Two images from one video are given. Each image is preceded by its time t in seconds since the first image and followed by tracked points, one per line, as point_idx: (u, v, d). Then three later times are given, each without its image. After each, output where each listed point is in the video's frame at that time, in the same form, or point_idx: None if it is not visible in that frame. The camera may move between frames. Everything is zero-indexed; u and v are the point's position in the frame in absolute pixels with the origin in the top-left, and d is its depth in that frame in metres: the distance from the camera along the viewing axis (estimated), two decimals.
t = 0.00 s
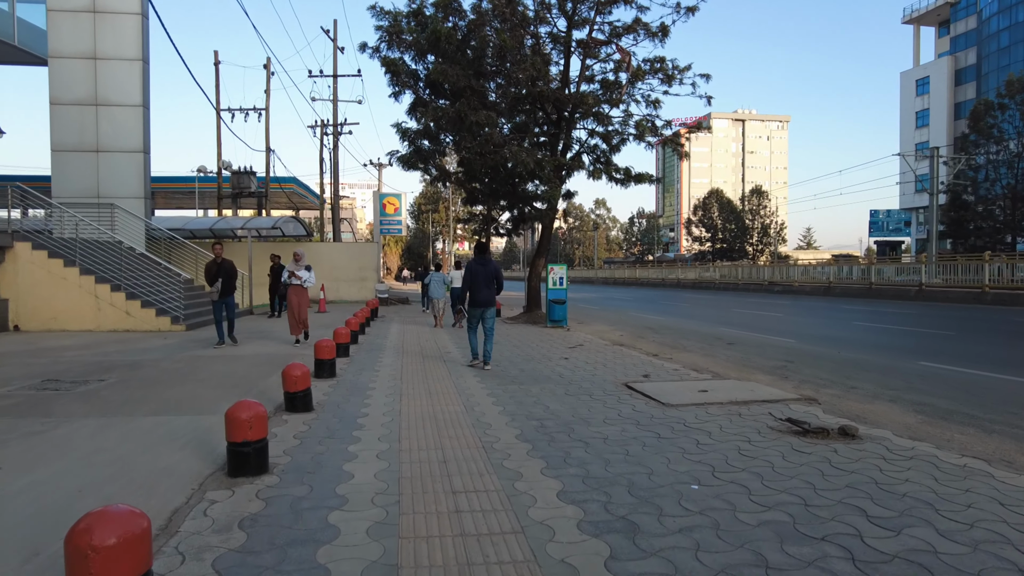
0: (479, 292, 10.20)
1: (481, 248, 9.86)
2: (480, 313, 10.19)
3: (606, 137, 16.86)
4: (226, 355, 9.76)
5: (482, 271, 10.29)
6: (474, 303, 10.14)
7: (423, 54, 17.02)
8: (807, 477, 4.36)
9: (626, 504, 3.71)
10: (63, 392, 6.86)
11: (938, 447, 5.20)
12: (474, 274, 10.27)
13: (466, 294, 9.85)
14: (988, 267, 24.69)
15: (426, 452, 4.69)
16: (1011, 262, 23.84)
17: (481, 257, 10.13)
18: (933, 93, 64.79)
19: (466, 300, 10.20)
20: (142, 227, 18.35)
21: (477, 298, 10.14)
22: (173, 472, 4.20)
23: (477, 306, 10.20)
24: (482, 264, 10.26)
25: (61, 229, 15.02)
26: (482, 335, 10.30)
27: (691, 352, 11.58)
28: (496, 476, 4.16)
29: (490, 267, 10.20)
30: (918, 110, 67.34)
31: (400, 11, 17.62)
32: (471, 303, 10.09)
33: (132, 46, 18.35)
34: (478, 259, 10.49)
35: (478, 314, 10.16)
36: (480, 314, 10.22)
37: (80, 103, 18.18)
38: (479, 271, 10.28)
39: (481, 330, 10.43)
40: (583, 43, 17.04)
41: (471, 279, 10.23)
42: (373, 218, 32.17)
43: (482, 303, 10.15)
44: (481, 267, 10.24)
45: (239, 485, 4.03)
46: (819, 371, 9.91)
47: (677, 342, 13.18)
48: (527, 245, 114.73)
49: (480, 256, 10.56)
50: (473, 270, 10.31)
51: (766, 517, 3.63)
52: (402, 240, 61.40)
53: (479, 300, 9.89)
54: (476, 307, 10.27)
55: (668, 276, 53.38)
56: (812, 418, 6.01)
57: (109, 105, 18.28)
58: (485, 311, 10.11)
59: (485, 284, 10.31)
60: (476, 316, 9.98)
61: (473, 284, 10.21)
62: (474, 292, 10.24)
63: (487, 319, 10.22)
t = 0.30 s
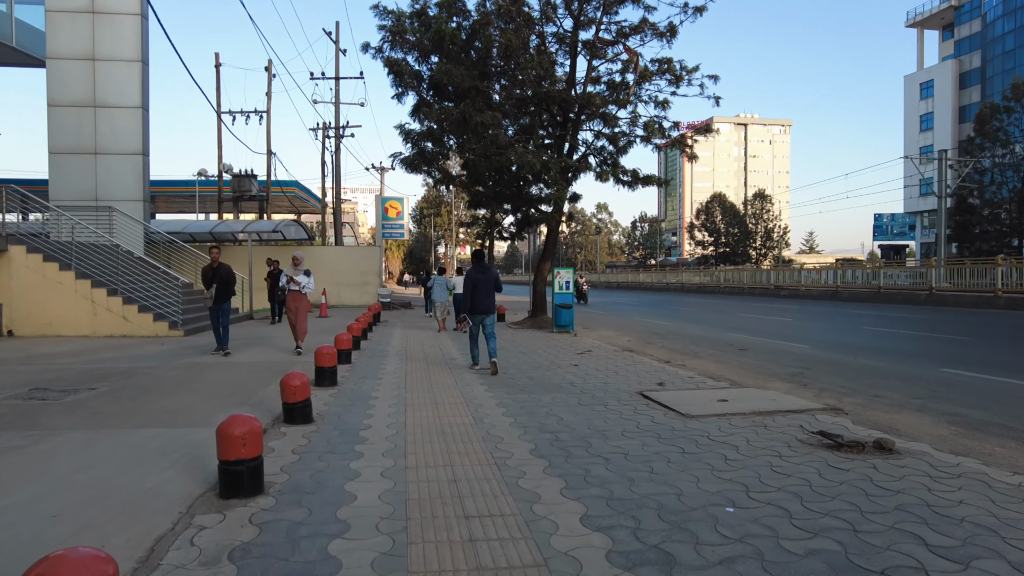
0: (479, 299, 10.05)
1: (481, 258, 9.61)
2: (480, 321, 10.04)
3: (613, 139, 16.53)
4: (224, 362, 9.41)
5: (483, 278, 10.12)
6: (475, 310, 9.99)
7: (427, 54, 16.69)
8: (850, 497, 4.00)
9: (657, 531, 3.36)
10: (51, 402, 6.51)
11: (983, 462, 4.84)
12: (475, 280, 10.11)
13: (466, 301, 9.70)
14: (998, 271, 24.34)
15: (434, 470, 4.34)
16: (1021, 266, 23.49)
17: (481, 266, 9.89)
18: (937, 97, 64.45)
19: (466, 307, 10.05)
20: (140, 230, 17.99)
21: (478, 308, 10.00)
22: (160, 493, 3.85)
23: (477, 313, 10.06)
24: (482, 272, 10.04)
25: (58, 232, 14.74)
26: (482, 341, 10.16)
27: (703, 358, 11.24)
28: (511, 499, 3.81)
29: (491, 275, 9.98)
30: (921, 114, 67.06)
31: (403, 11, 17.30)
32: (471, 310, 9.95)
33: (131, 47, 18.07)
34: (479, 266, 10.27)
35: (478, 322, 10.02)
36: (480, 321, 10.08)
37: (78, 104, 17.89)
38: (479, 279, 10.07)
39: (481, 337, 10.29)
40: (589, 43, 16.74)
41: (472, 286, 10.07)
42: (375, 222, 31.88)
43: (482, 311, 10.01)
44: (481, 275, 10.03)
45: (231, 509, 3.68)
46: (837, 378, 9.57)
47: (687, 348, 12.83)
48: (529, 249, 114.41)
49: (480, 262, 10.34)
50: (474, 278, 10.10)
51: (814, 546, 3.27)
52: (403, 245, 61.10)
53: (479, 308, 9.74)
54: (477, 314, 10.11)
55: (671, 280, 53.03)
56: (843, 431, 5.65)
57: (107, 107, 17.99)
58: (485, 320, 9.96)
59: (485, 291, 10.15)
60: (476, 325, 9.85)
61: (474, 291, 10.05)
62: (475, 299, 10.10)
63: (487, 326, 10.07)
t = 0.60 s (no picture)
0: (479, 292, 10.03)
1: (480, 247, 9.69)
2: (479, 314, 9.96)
3: (619, 133, 16.22)
4: (222, 362, 9.13)
5: (483, 272, 10.14)
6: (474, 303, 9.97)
7: (430, 47, 16.38)
8: (893, 513, 3.68)
9: (689, 555, 3.05)
10: (39, 405, 6.23)
11: None
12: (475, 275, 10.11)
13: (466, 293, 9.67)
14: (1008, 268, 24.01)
15: (442, 482, 4.04)
16: None
17: (480, 258, 9.94)
18: (942, 93, 63.99)
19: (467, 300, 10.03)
20: (139, 227, 17.70)
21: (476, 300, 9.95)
22: (146, 509, 3.56)
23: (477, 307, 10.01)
24: (482, 264, 10.09)
25: (55, 229, 14.47)
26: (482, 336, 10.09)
27: (714, 358, 10.93)
28: (526, 517, 3.50)
29: (491, 267, 10.00)
30: (926, 110, 66.60)
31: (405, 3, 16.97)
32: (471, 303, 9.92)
33: (129, 41, 17.76)
34: (479, 260, 10.33)
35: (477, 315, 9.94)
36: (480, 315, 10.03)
37: (75, 98, 17.59)
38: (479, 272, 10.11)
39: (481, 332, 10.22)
40: (595, 36, 16.42)
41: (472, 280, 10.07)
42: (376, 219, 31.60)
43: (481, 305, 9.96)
44: (481, 267, 10.07)
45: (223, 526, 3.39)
46: (855, 378, 9.25)
47: (696, 347, 12.53)
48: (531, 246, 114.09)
49: (481, 256, 10.41)
50: (473, 271, 10.14)
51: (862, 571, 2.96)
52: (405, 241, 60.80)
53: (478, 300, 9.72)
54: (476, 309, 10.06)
55: (674, 277, 52.72)
56: (873, 437, 5.34)
57: (105, 101, 17.70)
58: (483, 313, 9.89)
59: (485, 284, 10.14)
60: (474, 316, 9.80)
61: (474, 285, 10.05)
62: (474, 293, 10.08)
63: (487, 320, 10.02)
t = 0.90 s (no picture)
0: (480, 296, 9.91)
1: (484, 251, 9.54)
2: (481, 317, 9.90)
3: (625, 131, 15.92)
4: (219, 367, 8.82)
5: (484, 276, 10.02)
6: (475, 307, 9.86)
7: (433, 43, 16.07)
8: (947, 538, 3.36)
9: None
10: (27, 414, 5.94)
11: None
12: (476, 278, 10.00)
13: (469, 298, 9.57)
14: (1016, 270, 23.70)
15: (454, 504, 3.73)
16: None
17: (484, 261, 9.78)
18: (945, 92, 63.69)
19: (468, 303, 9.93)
20: (136, 227, 17.39)
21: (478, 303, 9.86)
22: (133, 536, 3.25)
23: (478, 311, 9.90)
24: (485, 268, 9.93)
25: (51, 230, 14.18)
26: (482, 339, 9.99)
27: (726, 362, 10.62)
28: (548, 546, 3.19)
29: (495, 271, 9.86)
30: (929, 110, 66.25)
31: None
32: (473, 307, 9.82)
33: (126, 38, 17.44)
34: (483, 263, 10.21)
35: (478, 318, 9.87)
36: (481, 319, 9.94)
37: (72, 97, 17.29)
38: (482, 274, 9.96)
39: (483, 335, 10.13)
40: (601, 33, 16.12)
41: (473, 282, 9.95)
42: (377, 219, 31.30)
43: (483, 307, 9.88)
44: (484, 270, 9.90)
45: (217, 556, 3.09)
46: (875, 385, 8.93)
47: (707, 351, 12.23)
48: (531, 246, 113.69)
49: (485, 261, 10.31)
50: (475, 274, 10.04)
51: None
52: (405, 241, 60.54)
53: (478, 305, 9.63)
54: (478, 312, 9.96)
55: (675, 278, 52.41)
56: (910, 450, 5.02)
57: (102, 99, 17.38)
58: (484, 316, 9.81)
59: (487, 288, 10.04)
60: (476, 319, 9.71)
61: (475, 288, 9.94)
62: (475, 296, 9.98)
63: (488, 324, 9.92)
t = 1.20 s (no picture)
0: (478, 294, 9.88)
1: (486, 250, 9.51)
2: (483, 313, 9.99)
3: (630, 128, 15.60)
4: (214, 369, 8.51)
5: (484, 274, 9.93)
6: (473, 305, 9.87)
7: (435, 38, 15.75)
8: (1009, 564, 3.03)
9: None
10: (10, 420, 5.63)
11: None
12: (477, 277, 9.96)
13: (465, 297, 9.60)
14: None
15: (464, 523, 3.42)
16: None
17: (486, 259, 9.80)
18: (949, 92, 63.34)
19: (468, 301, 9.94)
20: (133, 226, 17.09)
21: (479, 300, 9.93)
22: (109, 561, 2.94)
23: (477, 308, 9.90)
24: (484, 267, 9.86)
25: (46, 228, 13.89)
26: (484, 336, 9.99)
27: (737, 364, 10.31)
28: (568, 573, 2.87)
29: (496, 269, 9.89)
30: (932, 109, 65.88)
31: None
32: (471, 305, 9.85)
33: (123, 33, 17.12)
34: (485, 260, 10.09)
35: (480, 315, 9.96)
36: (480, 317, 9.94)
37: (67, 93, 16.97)
38: (482, 272, 9.98)
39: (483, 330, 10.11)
40: (606, 28, 15.80)
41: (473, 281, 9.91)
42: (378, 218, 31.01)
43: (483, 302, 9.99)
44: (486, 267, 9.91)
45: None
46: (895, 387, 8.61)
47: (716, 352, 11.92)
48: (532, 247, 113.27)
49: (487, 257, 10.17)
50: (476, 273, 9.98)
51: None
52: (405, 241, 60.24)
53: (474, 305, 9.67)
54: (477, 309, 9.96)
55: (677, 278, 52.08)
56: (949, 460, 4.69)
57: (98, 96, 17.07)
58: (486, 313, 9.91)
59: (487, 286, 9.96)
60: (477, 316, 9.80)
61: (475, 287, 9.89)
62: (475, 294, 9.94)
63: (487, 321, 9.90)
